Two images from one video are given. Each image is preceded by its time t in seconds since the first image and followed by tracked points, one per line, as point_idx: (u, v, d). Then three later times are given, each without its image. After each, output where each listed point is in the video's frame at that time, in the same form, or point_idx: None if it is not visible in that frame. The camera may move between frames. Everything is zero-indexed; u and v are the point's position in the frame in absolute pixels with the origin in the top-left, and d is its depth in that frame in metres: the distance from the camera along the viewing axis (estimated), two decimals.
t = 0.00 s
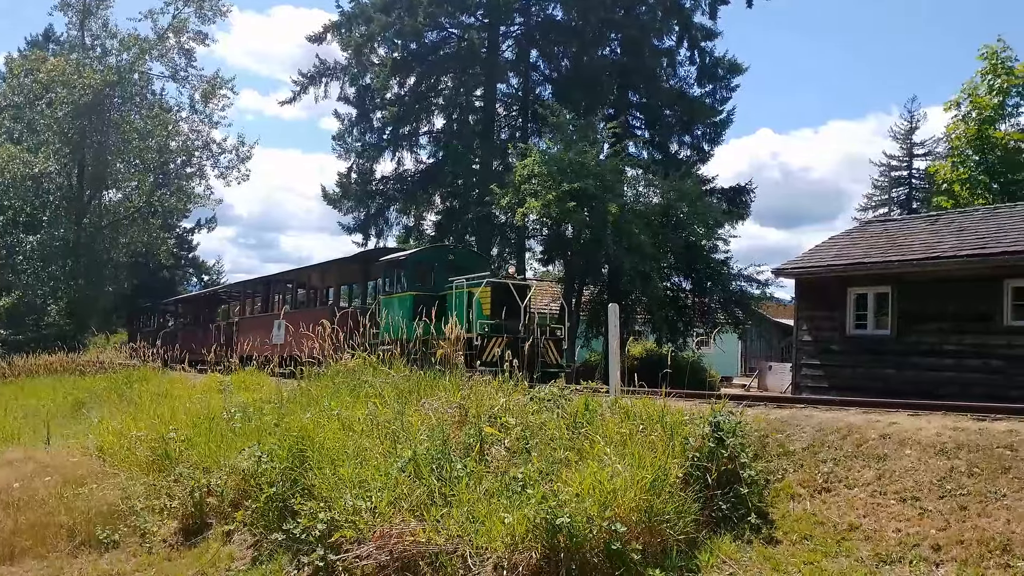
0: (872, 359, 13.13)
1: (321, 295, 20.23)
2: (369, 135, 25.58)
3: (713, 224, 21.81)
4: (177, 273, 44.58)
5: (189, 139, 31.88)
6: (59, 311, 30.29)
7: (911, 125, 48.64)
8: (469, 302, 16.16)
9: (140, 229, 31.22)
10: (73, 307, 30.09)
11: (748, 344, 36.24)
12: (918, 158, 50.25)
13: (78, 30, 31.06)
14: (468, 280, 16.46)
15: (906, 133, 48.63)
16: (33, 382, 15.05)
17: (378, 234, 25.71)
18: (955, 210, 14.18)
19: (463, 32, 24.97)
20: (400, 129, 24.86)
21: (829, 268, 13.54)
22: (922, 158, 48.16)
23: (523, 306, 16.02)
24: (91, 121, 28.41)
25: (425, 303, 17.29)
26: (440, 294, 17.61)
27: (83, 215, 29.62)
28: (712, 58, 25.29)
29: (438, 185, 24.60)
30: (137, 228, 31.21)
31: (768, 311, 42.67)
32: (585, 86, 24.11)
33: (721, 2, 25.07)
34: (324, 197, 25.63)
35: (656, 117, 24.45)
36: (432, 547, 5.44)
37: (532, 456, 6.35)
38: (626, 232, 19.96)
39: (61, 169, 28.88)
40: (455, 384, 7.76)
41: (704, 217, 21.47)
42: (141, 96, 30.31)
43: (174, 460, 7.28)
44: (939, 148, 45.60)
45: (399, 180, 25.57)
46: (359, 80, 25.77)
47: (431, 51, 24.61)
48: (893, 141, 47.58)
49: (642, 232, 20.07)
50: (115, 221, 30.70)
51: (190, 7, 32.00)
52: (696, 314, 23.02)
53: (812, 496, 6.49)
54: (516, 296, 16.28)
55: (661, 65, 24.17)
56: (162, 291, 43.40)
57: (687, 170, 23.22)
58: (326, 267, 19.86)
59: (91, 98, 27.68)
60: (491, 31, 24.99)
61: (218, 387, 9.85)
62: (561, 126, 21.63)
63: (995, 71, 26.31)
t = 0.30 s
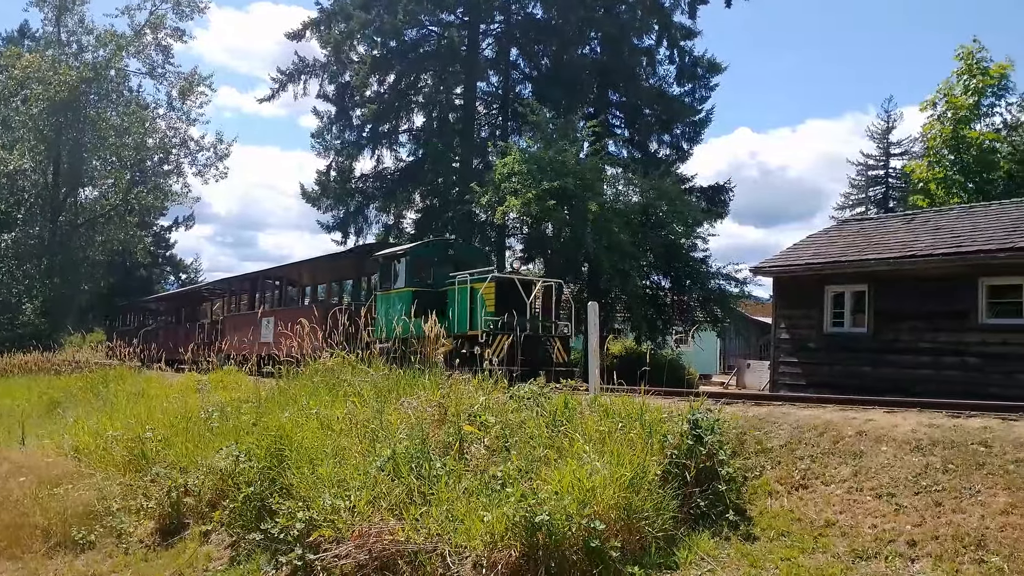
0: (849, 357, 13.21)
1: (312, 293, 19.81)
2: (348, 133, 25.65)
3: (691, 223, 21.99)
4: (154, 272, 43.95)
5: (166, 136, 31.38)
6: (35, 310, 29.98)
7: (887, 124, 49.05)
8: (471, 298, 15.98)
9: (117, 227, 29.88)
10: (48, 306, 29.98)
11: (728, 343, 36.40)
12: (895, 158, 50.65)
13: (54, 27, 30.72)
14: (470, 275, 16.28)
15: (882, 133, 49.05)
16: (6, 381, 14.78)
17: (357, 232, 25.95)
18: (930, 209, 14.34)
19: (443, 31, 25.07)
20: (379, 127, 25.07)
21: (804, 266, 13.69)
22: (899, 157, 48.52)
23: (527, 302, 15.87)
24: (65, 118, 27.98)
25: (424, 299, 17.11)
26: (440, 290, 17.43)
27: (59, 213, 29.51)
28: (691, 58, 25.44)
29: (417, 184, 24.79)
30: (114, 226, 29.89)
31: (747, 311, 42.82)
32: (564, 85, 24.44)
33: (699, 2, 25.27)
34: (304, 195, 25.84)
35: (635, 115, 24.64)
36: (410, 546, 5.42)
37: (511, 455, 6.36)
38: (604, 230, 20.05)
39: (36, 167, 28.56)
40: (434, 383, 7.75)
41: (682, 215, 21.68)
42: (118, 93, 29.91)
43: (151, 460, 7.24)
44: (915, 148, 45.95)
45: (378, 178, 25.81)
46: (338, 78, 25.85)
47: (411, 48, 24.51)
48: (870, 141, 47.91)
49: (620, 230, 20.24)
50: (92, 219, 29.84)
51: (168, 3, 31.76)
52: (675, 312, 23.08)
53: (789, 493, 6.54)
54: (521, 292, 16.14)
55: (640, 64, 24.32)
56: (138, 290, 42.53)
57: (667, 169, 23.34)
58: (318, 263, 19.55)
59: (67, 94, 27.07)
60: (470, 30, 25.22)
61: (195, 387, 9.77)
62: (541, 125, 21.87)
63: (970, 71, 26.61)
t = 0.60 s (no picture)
0: (823, 355, 13.33)
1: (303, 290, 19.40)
2: (324, 130, 25.63)
3: (668, 223, 22.14)
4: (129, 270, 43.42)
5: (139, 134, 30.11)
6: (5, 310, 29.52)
7: (861, 124, 49.48)
8: (473, 295, 14.96)
9: (90, 226, 28.93)
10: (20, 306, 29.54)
11: (705, 341, 36.64)
12: (869, 157, 51.08)
13: (25, 22, 30.25)
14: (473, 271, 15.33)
15: (856, 133, 49.47)
16: None
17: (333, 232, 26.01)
18: (903, 209, 14.51)
19: (419, 29, 25.11)
20: (356, 126, 25.05)
21: (780, 265, 13.74)
22: (873, 157, 48.93)
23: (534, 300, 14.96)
24: (38, 115, 26.36)
25: (423, 297, 16.20)
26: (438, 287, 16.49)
27: (30, 212, 27.73)
28: (668, 57, 25.61)
29: (395, 182, 25.02)
30: (87, 225, 28.98)
31: (723, 309, 43.15)
32: (541, 83, 24.80)
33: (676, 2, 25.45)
34: (278, 193, 25.71)
35: (612, 114, 25.03)
36: (386, 545, 5.41)
37: (487, 453, 6.36)
38: (581, 229, 20.19)
39: (6, 164, 26.58)
40: (410, 382, 7.73)
41: (658, 214, 21.83)
42: (89, 90, 28.36)
43: (124, 461, 7.17)
44: (889, 148, 46.39)
45: (355, 176, 25.83)
46: (314, 75, 25.68)
47: (387, 46, 24.59)
48: (845, 141, 48.32)
49: (597, 229, 20.40)
50: (65, 218, 28.81)
51: None
52: (651, 311, 23.13)
53: (763, 490, 6.59)
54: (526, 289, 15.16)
55: (616, 63, 24.61)
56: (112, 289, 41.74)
57: (643, 169, 23.51)
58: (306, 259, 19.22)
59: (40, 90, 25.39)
60: (447, 27, 25.25)
61: (170, 387, 9.72)
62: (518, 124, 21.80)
63: (943, 73, 26.92)
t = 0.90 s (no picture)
0: (798, 354, 13.43)
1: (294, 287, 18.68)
2: (301, 129, 26.17)
3: (646, 223, 22.28)
4: (102, 269, 42.90)
5: (114, 132, 29.16)
6: None
7: (835, 125, 49.92)
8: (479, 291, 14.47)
9: (62, 224, 28.43)
10: None
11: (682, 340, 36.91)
12: (843, 157, 51.58)
13: None
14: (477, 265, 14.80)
15: (831, 134, 49.90)
16: None
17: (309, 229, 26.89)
18: (878, 209, 14.67)
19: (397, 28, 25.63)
20: (333, 124, 25.56)
21: (755, 264, 13.84)
22: (847, 158, 49.35)
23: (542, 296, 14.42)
24: (9, 111, 24.99)
25: (424, 294, 15.69)
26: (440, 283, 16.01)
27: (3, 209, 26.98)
28: (645, 58, 26.23)
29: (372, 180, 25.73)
30: (59, 224, 28.45)
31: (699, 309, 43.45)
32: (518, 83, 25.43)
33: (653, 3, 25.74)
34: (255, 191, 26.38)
35: (590, 114, 25.63)
36: (362, 546, 5.39)
37: (464, 453, 6.37)
38: (559, 228, 20.14)
39: None
40: (387, 382, 7.71)
41: (635, 213, 21.94)
42: (63, 87, 26.90)
43: (96, 461, 7.12)
44: (862, 149, 46.93)
45: (331, 175, 26.41)
46: (291, 73, 26.17)
47: (365, 45, 25.06)
48: (820, 142, 48.72)
49: (574, 228, 20.39)
50: (36, 216, 28.26)
51: None
52: (629, 310, 23.40)
53: (739, 489, 6.64)
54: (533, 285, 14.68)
55: (594, 63, 25.37)
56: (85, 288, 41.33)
57: (621, 169, 23.72)
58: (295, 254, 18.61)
59: (9, 87, 23.75)
60: (424, 26, 25.98)
61: (143, 387, 9.64)
62: (496, 123, 21.83)
63: (916, 75, 27.24)
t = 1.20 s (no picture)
0: (775, 353, 13.49)
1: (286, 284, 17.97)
2: (278, 128, 26.83)
3: (624, 222, 22.32)
4: (76, 268, 42.34)
5: (89, 129, 28.86)
6: None
7: (812, 125, 50.25)
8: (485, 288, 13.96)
9: (37, 223, 26.15)
10: None
11: (659, 340, 37.08)
12: (818, 157, 51.94)
13: None
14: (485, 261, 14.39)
15: (807, 134, 50.23)
16: None
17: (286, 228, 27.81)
18: (853, 209, 14.80)
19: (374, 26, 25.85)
20: (311, 122, 26.04)
21: (732, 263, 13.91)
22: (823, 158, 49.69)
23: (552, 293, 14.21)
24: None
25: (427, 291, 15.13)
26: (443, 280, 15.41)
27: None
28: (623, 58, 26.58)
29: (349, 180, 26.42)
30: (34, 222, 26.08)
31: (677, 308, 43.64)
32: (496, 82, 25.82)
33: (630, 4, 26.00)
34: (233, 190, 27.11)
35: (569, 114, 25.76)
36: (339, 547, 5.38)
37: (442, 452, 6.37)
38: (539, 228, 20.07)
39: None
40: (364, 382, 7.69)
41: (614, 213, 21.95)
42: (37, 84, 25.85)
43: (69, 462, 7.07)
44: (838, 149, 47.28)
45: (309, 174, 27.19)
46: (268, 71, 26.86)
47: (342, 43, 25.46)
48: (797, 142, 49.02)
49: (554, 228, 20.31)
50: (7, 215, 25.12)
51: None
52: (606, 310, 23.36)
53: (715, 487, 6.69)
54: (544, 282, 14.44)
55: (573, 63, 25.56)
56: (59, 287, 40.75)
57: (599, 169, 23.86)
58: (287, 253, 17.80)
59: None
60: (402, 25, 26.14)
61: (118, 387, 9.53)
62: (475, 122, 21.94)
63: (890, 76, 27.48)
